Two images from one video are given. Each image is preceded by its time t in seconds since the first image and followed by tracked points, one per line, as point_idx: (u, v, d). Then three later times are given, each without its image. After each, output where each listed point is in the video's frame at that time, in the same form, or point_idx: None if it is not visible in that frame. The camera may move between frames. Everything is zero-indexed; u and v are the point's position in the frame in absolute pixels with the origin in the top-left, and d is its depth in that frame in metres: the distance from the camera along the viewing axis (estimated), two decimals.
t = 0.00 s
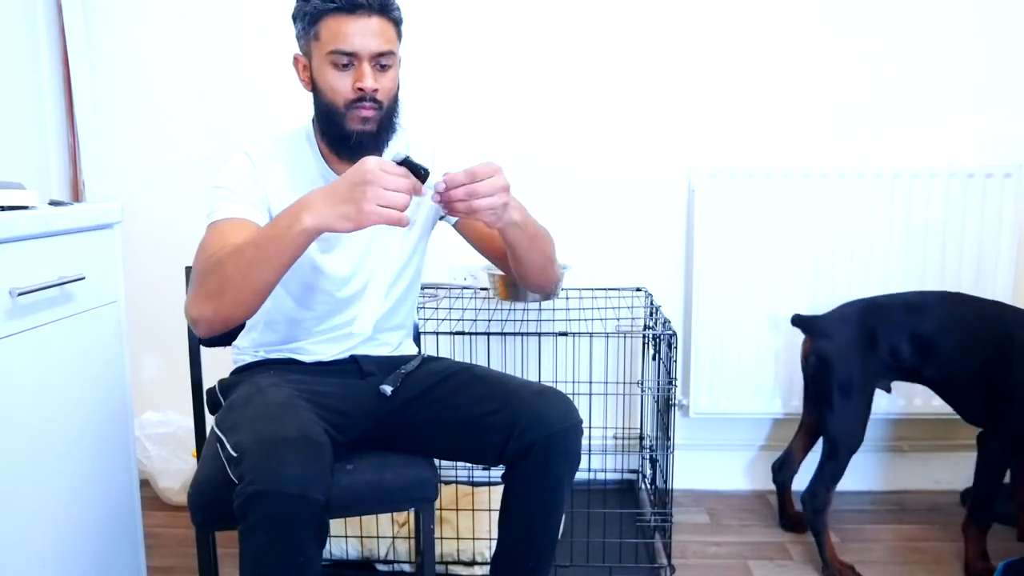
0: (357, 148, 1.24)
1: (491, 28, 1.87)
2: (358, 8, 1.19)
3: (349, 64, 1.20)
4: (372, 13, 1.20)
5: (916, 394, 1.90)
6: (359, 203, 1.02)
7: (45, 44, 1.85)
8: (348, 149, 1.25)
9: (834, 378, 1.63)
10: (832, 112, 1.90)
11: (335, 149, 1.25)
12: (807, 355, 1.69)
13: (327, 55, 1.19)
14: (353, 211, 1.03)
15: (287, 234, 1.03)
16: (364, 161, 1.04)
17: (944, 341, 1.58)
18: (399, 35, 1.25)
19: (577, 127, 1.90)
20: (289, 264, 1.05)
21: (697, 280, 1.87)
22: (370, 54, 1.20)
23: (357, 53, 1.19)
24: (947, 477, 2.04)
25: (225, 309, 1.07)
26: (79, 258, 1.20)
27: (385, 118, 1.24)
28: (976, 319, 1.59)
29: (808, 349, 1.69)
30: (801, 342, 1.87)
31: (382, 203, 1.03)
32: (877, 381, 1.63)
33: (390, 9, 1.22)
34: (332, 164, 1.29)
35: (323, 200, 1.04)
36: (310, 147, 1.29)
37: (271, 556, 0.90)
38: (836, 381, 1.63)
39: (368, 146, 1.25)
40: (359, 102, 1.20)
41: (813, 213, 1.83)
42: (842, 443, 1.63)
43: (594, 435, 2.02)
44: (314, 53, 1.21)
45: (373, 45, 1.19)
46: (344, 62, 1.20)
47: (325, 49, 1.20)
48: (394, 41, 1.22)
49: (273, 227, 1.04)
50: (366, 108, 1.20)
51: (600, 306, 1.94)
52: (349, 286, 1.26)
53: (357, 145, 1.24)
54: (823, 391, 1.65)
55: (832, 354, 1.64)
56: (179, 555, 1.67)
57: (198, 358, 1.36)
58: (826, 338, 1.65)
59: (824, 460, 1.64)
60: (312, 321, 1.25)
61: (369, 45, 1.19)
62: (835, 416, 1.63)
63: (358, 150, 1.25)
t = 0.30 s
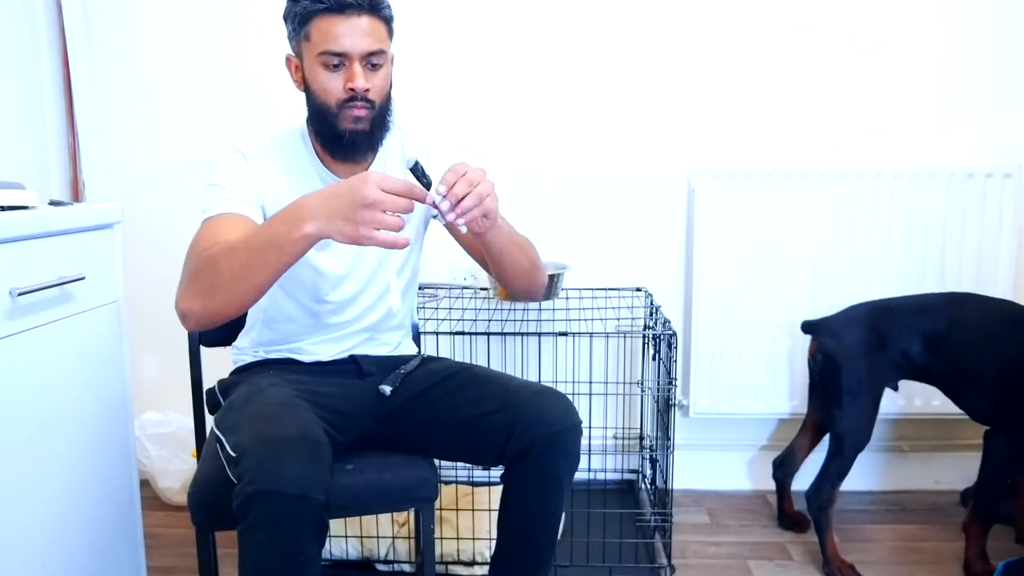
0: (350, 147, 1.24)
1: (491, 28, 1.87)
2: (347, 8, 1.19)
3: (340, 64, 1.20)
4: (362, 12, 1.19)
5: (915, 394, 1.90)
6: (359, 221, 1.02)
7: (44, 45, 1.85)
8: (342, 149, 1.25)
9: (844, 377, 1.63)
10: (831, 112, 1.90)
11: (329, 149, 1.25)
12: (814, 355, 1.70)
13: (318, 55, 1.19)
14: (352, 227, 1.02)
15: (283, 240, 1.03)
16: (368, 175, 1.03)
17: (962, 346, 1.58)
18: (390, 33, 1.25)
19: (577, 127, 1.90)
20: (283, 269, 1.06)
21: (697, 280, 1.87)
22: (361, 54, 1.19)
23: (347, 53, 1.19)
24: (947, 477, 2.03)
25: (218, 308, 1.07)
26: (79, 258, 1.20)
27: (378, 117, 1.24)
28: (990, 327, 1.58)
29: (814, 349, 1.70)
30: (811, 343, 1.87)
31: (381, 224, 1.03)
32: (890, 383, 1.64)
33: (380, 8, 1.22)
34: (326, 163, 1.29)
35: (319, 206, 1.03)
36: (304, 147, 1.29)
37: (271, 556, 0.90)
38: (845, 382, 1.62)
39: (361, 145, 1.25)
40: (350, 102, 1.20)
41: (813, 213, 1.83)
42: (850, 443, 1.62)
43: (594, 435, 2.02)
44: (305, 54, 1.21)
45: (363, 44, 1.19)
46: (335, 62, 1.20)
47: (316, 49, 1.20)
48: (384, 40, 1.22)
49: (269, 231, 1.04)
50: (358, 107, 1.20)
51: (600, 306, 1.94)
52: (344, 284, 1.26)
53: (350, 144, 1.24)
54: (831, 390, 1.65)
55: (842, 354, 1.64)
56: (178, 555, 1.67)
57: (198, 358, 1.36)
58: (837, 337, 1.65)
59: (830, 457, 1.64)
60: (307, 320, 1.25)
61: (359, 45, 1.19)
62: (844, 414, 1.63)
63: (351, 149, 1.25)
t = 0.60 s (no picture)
0: (349, 146, 1.24)
1: (490, 28, 1.87)
2: (345, 6, 1.19)
3: (338, 63, 1.20)
4: (359, 10, 1.19)
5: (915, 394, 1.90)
6: (375, 214, 1.03)
7: (45, 45, 1.85)
8: (342, 148, 1.25)
9: (851, 381, 1.63)
10: (832, 111, 1.90)
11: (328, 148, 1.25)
12: (825, 356, 1.69)
13: (317, 54, 1.19)
14: (368, 221, 1.03)
15: (296, 235, 1.03)
16: (378, 166, 1.04)
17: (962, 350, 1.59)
18: (388, 32, 1.25)
19: (577, 127, 1.90)
20: (295, 264, 1.06)
21: (697, 280, 1.87)
22: (359, 52, 1.19)
23: (345, 51, 1.19)
24: (947, 477, 2.04)
25: (231, 302, 1.07)
26: (79, 258, 1.20)
27: (376, 115, 1.24)
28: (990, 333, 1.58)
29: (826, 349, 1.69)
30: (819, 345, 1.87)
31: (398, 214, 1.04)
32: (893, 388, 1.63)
33: (378, 6, 1.22)
34: (326, 161, 1.29)
35: (331, 201, 1.03)
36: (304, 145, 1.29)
37: (271, 556, 0.90)
38: (854, 384, 1.62)
39: (360, 144, 1.25)
40: (349, 100, 1.20)
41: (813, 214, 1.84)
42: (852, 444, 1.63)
43: (594, 435, 2.02)
44: (303, 53, 1.22)
45: (361, 43, 1.19)
46: (334, 61, 1.20)
47: (314, 48, 1.20)
48: (382, 38, 1.22)
49: (281, 226, 1.04)
50: (357, 106, 1.20)
51: (600, 306, 1.94)
52: (343, 284, 1.26)
53: (349, 143, 1.24)
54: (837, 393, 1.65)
55: (851, 357, 1.63)
56: (178, 555, 1.67)
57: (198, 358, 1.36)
58: (845, 341, 1.65)
59: (834, 458, 1.64)
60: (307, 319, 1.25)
61: (357, 44, 1.19)
62: (849, 416, 1.63)
63: (350, 148, 1.24)
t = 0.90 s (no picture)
0: (345, 145, 1.24)
1: (490, 28, 1.87)
2: (338, 5, 1.18)
3: (332, 62, 1.20)
4: (352, 8, 1.19)
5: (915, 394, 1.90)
6: (374, 218, 1.03)
7: (44, 45, 1.85)
8: (338, 147, 1.25)
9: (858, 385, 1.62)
10: (832, 111, 1.90)
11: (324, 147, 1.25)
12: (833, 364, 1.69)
13: (310, 53, 1.20)
14: (369, 226, 1.04)
15: (304, 248, 1.04)
16: (367, 171, 1.02)
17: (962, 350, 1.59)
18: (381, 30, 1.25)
19: (577, 127, 1.91)
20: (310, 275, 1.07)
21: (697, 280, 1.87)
22: (352, 50, 1.20)
23: (339, 50, 1.19)
24: (947, 477, 2.04)
25: (255, 321, 1.08)
26: (79, 258, 1.20)
27: (372, 113, 1.24)
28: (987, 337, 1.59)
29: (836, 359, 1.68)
30: (834, 353, 1.86)
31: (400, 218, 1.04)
32: (904, 398, 1.61)
33: (371, 4, 1.22)
34: (323, 161, 1.29)
35: (330, 214, 1.03)
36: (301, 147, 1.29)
37: (271, 556, 0.90)
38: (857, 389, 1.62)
39: (357, 142, 1.25)
40: (344, 98, 1.20)
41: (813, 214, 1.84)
42: (859, 453, 1.61)
43: (594, 435, 2.02)
44: (297, 53, 1.22)
45: (354, 40, 1.19)
46: (328, 59, 1.20)
47: (307, 47, 1.20)
48: (376, 36, 1.22)
49: (289, 241, 1.04)
50: (352, 104, 1.20)
51: (600, 306, 1.94)
52: (342, 284, 1.27)
53: (346, 141, 1.24)
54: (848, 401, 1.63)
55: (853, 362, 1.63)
56: (178, 555, 1.67)
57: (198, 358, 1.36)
58: (860, 355, 1.62)
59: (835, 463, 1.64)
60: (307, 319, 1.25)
61: (350, 41, 1.19)
62: (857, 425, 1.62)
63: (347, 147, 1.25)
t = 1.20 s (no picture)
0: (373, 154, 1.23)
1: (490, 27, 1.87)
2: (391, 16, 1.20)
3: (374, 71, 1.20)
4: (405, 22, 1.20)
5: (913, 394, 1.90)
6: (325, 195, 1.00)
7: (44, 44, 1.85)
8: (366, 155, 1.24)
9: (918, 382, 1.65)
10: (832, 110, 1.90)
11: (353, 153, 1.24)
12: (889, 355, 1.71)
13: (355, 58, 1.20)
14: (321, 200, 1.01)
15: (268, 196, 1.04)
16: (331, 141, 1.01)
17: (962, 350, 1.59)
18: (432, 49, 1.25)
19: (577, 127, 1.91)
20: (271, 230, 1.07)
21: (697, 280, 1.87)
22: (397, 63, 1.20)
23: (383, 59, 1.19)
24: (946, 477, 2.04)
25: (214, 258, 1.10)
26: (79, 258, 1.20)
27: (406, 128, 1.23)
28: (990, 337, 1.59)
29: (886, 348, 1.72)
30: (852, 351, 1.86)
31: (339, 204, 1.01)
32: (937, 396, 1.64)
33: (424, 21, 1.22)
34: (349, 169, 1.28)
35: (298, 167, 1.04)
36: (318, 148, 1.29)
37: (273, 553, 0.90)
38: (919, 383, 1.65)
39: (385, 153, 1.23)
40: (378, 108, 1.19)
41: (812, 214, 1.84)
42: (916, 448, 1.66)
43: (594, 434, 2.02)
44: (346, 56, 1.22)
45: (401, 54, 1.19)
46: (370, 67, 1.20)
47: (355, 52, 1.21)
48: (424, 53, 1.22)
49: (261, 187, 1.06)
50: (385, 115, 1.20)
51: (600, 306, 1.94)
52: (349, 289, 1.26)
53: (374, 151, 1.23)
54: (913, 398, 1.67)
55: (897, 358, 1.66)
56: (178, 555, 1.67)
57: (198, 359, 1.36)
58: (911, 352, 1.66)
59: (892, 456, 1.68)
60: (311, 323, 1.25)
61: (396, 54, 1.19)
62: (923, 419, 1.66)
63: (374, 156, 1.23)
